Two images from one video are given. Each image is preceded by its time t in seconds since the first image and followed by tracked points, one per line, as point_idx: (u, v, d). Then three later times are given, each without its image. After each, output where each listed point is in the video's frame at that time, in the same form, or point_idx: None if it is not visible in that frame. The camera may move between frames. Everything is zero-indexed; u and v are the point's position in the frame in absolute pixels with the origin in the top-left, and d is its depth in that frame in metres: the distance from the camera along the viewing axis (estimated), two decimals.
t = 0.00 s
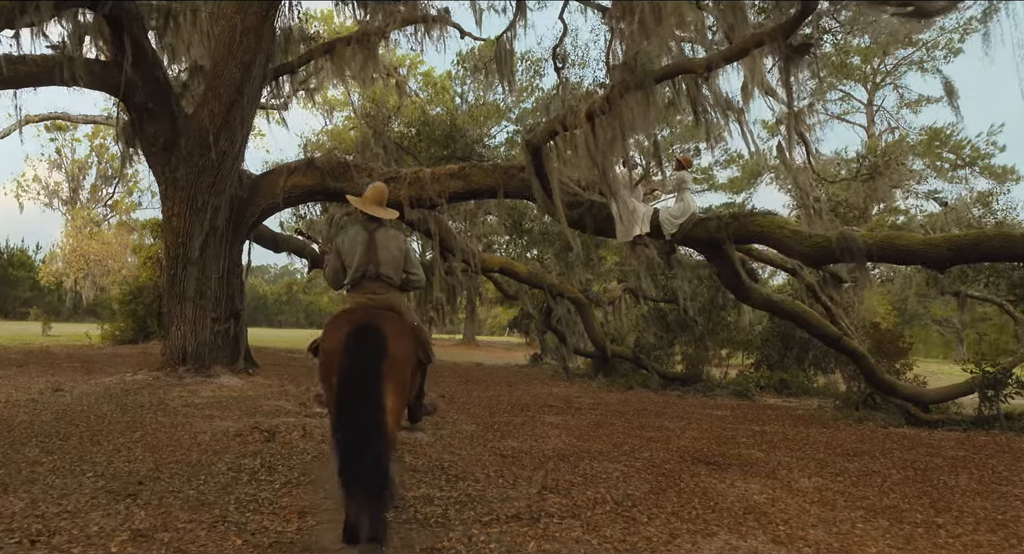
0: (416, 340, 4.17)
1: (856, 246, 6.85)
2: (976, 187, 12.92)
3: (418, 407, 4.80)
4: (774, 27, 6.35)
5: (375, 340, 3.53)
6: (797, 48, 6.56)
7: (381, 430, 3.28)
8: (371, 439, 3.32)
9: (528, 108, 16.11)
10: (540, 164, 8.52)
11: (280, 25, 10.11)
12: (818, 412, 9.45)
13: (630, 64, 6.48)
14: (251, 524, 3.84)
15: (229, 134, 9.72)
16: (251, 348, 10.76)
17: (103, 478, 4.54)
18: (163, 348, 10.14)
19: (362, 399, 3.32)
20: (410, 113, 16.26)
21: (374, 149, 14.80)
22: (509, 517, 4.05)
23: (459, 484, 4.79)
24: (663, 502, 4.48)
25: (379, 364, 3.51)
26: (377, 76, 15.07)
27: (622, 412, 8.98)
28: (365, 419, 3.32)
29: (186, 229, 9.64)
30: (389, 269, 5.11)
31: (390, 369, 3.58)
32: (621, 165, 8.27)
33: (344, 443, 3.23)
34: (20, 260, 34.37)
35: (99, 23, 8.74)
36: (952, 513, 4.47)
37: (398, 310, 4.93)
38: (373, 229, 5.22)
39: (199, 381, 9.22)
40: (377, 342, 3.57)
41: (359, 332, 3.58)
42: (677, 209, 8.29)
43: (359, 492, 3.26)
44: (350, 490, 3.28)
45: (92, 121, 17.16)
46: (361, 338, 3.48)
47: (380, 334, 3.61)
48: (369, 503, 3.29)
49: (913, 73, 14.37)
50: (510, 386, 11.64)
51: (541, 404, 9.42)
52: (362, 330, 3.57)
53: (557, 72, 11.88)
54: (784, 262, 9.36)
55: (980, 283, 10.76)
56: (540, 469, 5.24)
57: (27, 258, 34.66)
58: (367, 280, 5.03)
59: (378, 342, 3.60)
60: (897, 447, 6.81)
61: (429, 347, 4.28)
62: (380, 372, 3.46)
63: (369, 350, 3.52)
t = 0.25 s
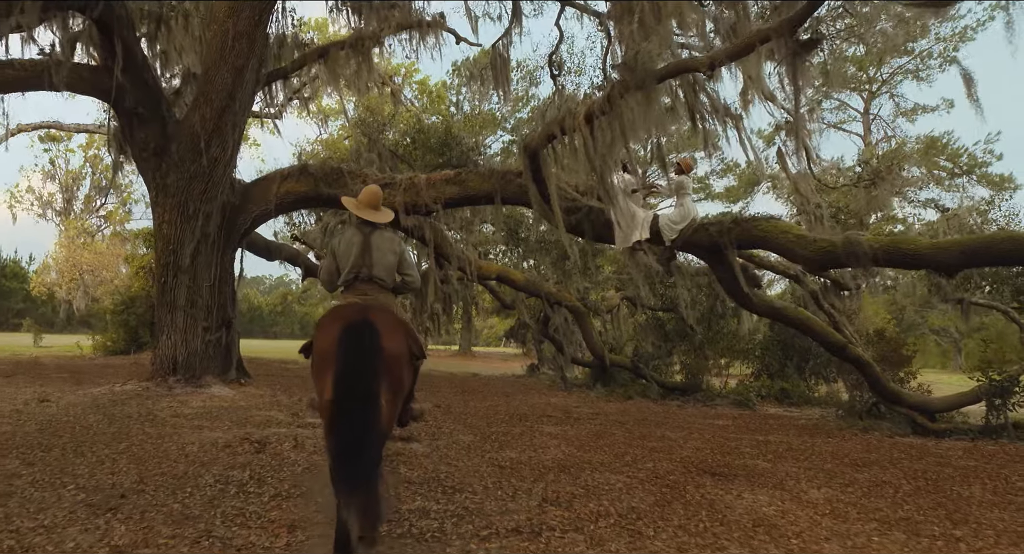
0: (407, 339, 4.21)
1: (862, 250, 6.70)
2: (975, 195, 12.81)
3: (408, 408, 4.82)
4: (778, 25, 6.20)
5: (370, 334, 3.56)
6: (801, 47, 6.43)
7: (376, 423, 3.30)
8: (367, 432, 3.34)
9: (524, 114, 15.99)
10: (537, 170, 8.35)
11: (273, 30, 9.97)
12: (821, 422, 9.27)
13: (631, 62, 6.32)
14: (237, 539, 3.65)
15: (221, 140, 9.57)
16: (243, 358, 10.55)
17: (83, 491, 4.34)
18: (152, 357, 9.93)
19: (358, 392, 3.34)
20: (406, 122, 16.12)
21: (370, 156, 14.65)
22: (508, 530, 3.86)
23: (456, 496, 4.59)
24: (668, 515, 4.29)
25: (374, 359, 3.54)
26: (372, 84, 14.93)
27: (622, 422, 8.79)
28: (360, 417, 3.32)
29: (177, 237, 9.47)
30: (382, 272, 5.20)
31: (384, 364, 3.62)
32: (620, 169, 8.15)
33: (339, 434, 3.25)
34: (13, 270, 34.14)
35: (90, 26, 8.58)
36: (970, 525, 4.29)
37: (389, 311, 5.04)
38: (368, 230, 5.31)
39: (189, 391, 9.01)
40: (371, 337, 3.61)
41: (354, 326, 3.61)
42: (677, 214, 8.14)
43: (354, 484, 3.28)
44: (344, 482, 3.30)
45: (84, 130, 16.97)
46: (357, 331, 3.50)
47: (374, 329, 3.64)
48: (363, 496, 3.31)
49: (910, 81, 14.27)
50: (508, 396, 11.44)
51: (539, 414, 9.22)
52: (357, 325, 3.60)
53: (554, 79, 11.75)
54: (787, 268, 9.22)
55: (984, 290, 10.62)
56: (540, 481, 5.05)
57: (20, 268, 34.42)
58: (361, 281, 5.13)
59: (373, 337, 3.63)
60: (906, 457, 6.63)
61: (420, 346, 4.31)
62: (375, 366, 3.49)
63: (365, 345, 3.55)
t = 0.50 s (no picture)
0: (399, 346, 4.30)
1: (867, 255, 6.55)
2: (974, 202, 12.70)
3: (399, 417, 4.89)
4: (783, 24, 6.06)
5: (363, 343, 3.62)
6: (805, 47, 6.29)
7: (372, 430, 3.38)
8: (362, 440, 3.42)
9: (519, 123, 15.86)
10: (534, 175, 8.19)
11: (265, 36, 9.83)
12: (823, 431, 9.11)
13: (631, 62, 6.18)
14: None
15: (211, 146, 9.40)
16: (234, 368, 10.36)
17: (62, 505, 4.16)
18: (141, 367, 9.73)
19: (352, 401, 3.40)
20: (400, 130, 15.97)
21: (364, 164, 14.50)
22: (508, 545, 3.68)
23: (453, 509, 4.42)
24: (674, 529, 4.11)
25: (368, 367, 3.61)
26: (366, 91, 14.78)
27: (622, 432, 8.61)
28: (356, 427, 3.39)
29: (167, 245, 9.29)
30: (375, 280, 5.08)
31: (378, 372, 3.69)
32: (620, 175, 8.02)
33: (335, 443, 3.31)
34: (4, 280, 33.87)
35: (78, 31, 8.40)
36: (988, 538, 4.12)
37: (381, 319, 4.93)
38: (362, 237, 5.19)
39: (178, 402, 8.82)
40: (365, 345, 3.67)
41: (347, 335, 3.67)
42: (676, 221, 8.02)
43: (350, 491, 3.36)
44: (340, 490, 3.39)
45: (74, 138, 16.78)
46: (351, 341, 3.57)
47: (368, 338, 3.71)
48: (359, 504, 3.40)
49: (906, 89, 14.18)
50: (504, 406, 11.25)
51: (536, 425, 9.04)
52: (350, 334, 3.67)
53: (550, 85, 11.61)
54: (788, 275, 9.09)
55: (986, 297, 10.48)
56: (539, 493, 4.87)
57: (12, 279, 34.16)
58: (352, 287, 4.99)
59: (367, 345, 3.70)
60: (913, 467, 6.47)
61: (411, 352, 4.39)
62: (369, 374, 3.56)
63: (358, 353, 3.62)
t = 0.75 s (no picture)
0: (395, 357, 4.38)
1: (872, 259, 6.42)
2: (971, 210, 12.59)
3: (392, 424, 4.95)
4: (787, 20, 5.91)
5: (357, 354, 3.69)
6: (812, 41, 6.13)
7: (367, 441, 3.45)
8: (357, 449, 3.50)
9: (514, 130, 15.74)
10: (530, 179, 8.04)
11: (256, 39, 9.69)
12: (825, 441, 8.94)
13: (631, 61, 6.03)
14: None
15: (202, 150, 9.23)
16: (225, 377, 10.15)
17: (37, 519, 3.97)
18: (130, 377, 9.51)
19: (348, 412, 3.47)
20: (394, 138, 15.82)
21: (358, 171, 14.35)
22: None
23: (448, 523, 4.23)
24: (678, 542, 3.93)
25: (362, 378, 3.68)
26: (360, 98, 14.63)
27: (621, 442, 8.43)
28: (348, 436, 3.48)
29: (157, 251, 9.10)
30: (368, 286, 5.06)
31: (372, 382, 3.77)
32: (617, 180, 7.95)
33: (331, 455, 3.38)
34: None
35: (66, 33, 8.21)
36: (1006, 550, 3.97)
37: (373, 326, 4.89)
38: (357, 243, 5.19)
39: (167, 411, 8.61)
40: (358, 356, 3.74)
41: (341, 346, 3.74)
42: (676, 226, 7.92)
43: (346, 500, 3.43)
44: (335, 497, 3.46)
45: (66, 146, 16.57)
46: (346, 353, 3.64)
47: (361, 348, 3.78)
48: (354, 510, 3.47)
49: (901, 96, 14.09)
50: (500, 416, 11.06)
51: (533, 435, 8.86)
52: (344, 347, 3.74)
53: (545, 91, 11.48)
54: (789, 281, 8.97)
55: (989, 304, 10.34)
56: (537, 505, 4.69)
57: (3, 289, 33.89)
58: (345, 292, 4.97)
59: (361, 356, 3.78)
60: (922, 477, 6.30)
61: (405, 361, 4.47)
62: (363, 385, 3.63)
63: (352, 366, 3.69)
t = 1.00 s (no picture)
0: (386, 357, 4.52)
1: (878, 263, 6.28)
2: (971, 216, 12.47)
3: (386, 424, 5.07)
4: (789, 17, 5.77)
5: (347, 352, 3.84)
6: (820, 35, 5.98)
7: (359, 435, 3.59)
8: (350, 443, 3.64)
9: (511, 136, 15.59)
10: (527, 182, 7.90)
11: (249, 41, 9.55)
12: (828, 450, 8.77)
13: (630, 59, 5.88)
14: None
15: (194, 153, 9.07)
16: (216, 385, 9.95)
17: (11, 533, 3.80)
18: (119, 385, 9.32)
19: (339, 407, 3.61)
20: (389, 144, 15.68)
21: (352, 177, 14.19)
22: None
23: (443, 536, 4.06)
24: None
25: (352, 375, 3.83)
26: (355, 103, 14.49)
27: (620, 451, 8.26)
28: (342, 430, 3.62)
29: (147, 256, 8.92)
30: (361, 287, 5.28)
31: (363, 379, 3.92)
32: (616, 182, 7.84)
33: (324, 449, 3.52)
34: None
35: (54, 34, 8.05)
36: None
37: (366, 327, 5.12)
38: (351, 246, 5.41)
39: (157, 420, 8.42)
40: (349, 354, 3.89)
41: (332, 345, 3.89)
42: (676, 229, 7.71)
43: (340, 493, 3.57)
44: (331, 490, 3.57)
45: (57, 152, 16.40)
46: (336, 350, 3.78)
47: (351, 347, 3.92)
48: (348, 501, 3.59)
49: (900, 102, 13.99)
50: (497, 424, 10.88)
51: (531, 444, 8.67)
52: (335, 345, 3.89)
53: (541, 96, 11.36)
54: (792, 286, 8.81)
55: (993, 311, 10.18)
56: (536, 517, 4.51)
57: None
58: (339, 293, 5.18)
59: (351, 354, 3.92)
60: (930, 487, 6.13)
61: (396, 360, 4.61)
62: (354, 381, 3.78)
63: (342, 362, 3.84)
